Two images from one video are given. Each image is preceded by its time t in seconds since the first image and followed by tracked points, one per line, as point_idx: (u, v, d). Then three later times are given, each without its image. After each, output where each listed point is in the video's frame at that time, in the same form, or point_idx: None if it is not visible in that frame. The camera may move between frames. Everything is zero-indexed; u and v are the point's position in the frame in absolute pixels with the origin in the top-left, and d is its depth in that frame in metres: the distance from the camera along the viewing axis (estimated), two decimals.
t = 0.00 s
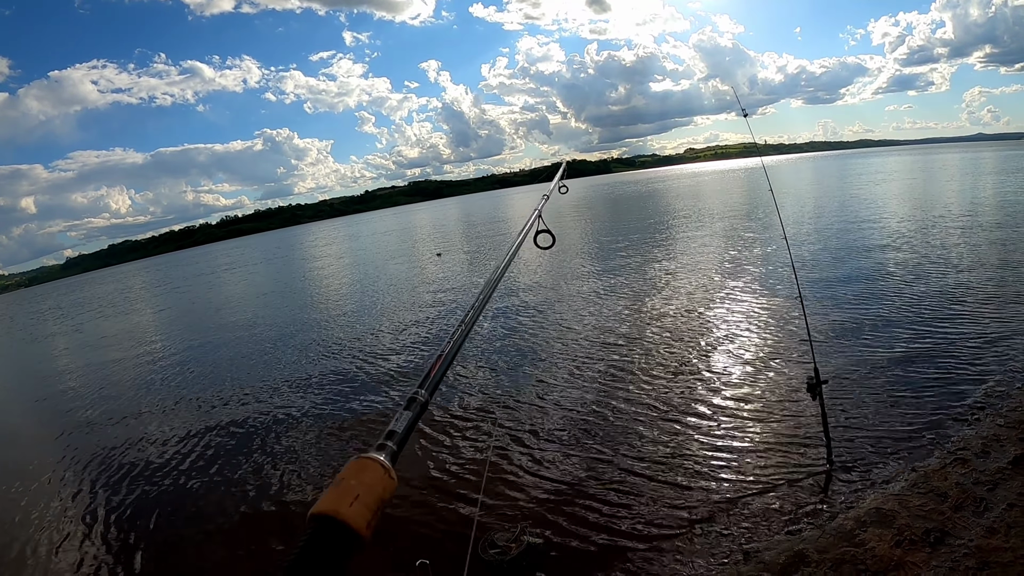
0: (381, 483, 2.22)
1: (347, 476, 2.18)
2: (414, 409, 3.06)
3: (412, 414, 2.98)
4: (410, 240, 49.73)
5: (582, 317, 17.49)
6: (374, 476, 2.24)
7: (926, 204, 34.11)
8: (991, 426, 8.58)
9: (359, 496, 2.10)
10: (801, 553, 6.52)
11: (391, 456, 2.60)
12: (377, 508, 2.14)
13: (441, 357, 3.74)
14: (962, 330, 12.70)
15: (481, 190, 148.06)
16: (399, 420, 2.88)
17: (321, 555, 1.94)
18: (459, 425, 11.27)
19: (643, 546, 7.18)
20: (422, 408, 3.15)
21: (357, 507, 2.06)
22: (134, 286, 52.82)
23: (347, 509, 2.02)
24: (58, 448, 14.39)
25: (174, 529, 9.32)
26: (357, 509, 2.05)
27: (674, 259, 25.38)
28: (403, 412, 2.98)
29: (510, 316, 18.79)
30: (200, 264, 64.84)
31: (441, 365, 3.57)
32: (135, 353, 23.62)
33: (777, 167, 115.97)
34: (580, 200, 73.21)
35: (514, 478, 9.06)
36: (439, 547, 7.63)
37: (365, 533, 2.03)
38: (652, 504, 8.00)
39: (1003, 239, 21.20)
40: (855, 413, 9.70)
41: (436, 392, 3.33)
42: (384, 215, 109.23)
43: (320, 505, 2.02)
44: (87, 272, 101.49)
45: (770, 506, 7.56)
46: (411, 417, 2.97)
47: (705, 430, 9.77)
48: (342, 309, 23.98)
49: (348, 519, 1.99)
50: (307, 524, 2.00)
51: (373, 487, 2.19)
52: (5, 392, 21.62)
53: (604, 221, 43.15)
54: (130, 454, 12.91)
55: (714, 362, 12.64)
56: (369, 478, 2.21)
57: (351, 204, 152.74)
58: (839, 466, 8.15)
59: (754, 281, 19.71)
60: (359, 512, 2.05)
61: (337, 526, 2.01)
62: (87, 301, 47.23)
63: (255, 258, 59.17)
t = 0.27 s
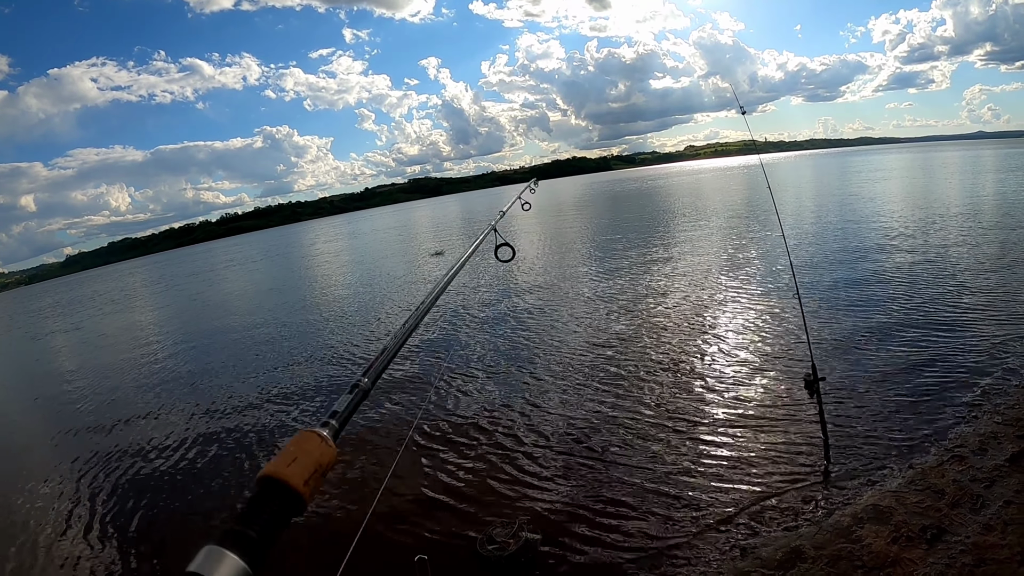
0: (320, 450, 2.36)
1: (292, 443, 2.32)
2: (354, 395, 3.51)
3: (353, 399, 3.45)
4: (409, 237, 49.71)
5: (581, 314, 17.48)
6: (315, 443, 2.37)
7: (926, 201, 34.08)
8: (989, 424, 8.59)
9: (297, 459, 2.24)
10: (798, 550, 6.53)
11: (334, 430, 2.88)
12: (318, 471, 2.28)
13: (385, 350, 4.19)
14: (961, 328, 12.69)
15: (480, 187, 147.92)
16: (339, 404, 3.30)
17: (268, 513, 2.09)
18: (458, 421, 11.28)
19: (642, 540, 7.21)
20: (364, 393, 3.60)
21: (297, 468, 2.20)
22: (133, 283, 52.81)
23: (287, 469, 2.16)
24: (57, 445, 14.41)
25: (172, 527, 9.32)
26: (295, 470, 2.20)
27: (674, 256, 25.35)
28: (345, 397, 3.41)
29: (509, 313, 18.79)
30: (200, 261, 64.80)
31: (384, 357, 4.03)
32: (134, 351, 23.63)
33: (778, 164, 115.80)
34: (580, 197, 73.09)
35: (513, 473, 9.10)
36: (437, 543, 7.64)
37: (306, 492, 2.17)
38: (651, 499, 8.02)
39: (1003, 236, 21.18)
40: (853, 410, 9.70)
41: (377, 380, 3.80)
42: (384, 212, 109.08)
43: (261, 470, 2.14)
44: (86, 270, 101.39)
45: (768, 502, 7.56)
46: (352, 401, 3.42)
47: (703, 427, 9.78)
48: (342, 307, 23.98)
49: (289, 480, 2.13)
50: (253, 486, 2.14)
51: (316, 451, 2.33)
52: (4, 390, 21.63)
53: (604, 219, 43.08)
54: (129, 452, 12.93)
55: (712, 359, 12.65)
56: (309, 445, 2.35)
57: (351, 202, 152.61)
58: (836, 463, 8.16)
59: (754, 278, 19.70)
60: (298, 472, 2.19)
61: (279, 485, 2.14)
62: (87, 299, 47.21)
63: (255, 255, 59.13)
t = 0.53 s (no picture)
0: (336, 458, 2.36)
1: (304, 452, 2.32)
2: (366, 396, 3.27)
3: (366, 400, 3.20)
4: (410, 235, 49.74)
5: (582, 313, 17.49)
6: (330, 451, 2.36)
7: (927, 201, 34.07)
8: (989, 423, 8.59)
9: (314, 468, 2.23)
10: (799, 548, 6.54)
11: (346, 434, 2.79)
12: (334, 479, 2.27)
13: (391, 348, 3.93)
14: (961, 327, 12.70)
15: (481, 185, 147.93)
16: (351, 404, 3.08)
17: (280, 525, 2.07)
18: (459, 419, 11.29)
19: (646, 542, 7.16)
20: (374, 394, 3.37)
21: (313, 479, 2.19)
22: (134, 281, 52.85)
23: (302, 480, 2.15)
24: (58, 443, 14.45)
25: (173, 525, 9.33)
26: (312, 480, 2.19)
27: (674, 255, 25.36)
28: (356, 398, 3.18)
29: (509, 311, 18.76)
30: (200, 259, 64.86)
31: (390, 357, 3.79)
32: (135, 349, 23.67)
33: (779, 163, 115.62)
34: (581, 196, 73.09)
35: (515, 472, 9.09)
36: (438, 542, 7.66)
37: (323, 503, 2.17)
38: (652, 498, 8.02)
39: (1004, 236, 21.19)
40: (854, 409, 9.71)
41: (386, 380, 3.58)
42: (385, 211, 109.08)
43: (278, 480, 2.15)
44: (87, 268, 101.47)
45: (768, 501, 7.58)
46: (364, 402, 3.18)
47: (704, 425, 9.79)
48: (343, 305, 24.02)
49: (301, 488, 2.12)
50: (267, 496, 2.14)
51: (329, 459, 2.33)
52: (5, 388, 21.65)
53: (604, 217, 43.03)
54: (130, 449, 12.96)
55: (713, 357, 12.65)
56: (325, 453, 2.34)
57: (352, 200, 152.58)
58: (837, 462, 8.16)
59: (754, 276, 19.71)
60: (314, 484, 2.18)
61: (295, 496, 2.14)
62: (88, 297, 47.25)
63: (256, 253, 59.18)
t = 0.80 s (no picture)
0: (346, 425, 2.04)
1: (310, 416, 1.97)
2: (386, 350, 2.80)
3: (385, 356, 2.75)
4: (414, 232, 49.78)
5: (586, 310, 17.50)
6: (340, 417, 2.05)
7: (932, 199, 33.95)
8: (995, 421, 8.56)
9: (321, 436, 1.90)
10: (803, 546, 6.53)
11: (359, 396, 2.40)
12: (340, 453, 1.94)
13: (422, 299, 3.46)
14: (967, 325, 12.65)
15: (485, 182, 147.92)
16: (369, 360, 2.67)
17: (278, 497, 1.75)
18: (463, 415, 11.33)
19: (649, 538, 7.18)
20: (396, 348, 2.87)
21: (318, 449, 1.85)
22: (139, 277, 53.08)
23: (307, 450, 1.82)
24: (64, 438, 14.54)
25: (178, 519, 9.38)
26: (318, 449, 1.86)
27: (678, 252, 25.33)
28: (374, 354, 2.72)
29: (513, 308, 18.75)
30: (205, 255, 65.08)
31: (419, 309, 3.26)
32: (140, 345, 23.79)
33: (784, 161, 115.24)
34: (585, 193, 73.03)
35: (518, 467, 9.14)
36: (442, 536, 7.69)
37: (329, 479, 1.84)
38: (655, 495, 8.03)
39: (1009, 234, 21.11)
40: (859, 407, 9.68)
41: (411, 333, 3.05)
42: (389, 207, 109.17)
43: (278, 444, 1.81)
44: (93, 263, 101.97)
45: (773, 498, 7.57)
46: (384, 358, 2.74)
47: (709, 423, 9.77)
48: (347, 301, 24.08)
49: (307, 460, 1.79)
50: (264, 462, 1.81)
51: (337, 429, 1.99)
52: (11, 383, 21.78)
53: (608, 215, 42.96)
54: (136, 445, 13.04)
55: (717, 355, 12.63)
56: (335, 419, 2.02)
57: (356, 196, 152.73)
58: (843, 460, 8.15)
59: (759, 274, 19.68)
60: (321, 454, 1.85)
61: (295, 467, 1.80)
62: (93, 292, 47.48)
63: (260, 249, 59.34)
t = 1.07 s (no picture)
0: (335, 503, 2.61)
1: (307, 496, 2.55)
2: (369, 433, 3.63)
3: (367, 437, 3.57)
4: (418, 228, 49.77)
5: (589, 306, 17.47)
6: (330, 498, 2.61)
7: (938, 196, 33.75)
8: (999, 420, 8.52)
9: (316, 513, 2.45)
10: (806, 543, 6.52)
11: (346, 472, 3.15)
12: (329, 525, 2.48)
13: (399, 384, 4.47)
14: (973, 323, 12.58)
15: (489, 178, 147.84)
16: (355, 441, 3.47)
17: (282, 561, 2.29)
18: (466, 411, 11.35)
19: (652, 536, 7.16)
20: (378, 429, 3.74)
21: (314, 523, 2.39)
22: (145, 272, 53.23)
23: (306, 522, 2.35)
24: (69, 433, 14.62)
25: (183, 515, 9.43)
26: (313, 523, 2.40)
27: (683, 248, 25.25)
28: (359, 436, 3.55)
29: (516, 305, 18.71)
30: (210, 251, 65.19)
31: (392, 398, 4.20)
32: (145, 340, 23.84)
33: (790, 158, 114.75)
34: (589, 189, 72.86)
35: (522, 462, 9.18)
36: (445, 531, 7.71)
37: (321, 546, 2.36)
38: (659, 492, 8.00)
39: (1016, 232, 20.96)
40: (863, 405, 9.64)
41: (390, 418, 3.93)
42: (393, 203, 109.14)
43: (281, 518, 2.35)
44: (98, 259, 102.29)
45: (776, 496, 7.56)
46: (366, 441, 3.56)
47: (711, 420, 9.77)
48: (351, 297, 24.11)
49: (305, 531, 2.31)
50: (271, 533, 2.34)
51: (328, 505, 2.57)
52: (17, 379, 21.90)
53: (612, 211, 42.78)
54: (140, 440, 13.09)
55: (721, 352, 12.59)
56: (326, 499, 2.59)
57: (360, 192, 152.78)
58: (846, 457, 8.12)
59: (764, 271, 19.60)
60: (316, 527, 2.39)
61: (296, 536, 2.33)
62: (98, 287, 47.61)
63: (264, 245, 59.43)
